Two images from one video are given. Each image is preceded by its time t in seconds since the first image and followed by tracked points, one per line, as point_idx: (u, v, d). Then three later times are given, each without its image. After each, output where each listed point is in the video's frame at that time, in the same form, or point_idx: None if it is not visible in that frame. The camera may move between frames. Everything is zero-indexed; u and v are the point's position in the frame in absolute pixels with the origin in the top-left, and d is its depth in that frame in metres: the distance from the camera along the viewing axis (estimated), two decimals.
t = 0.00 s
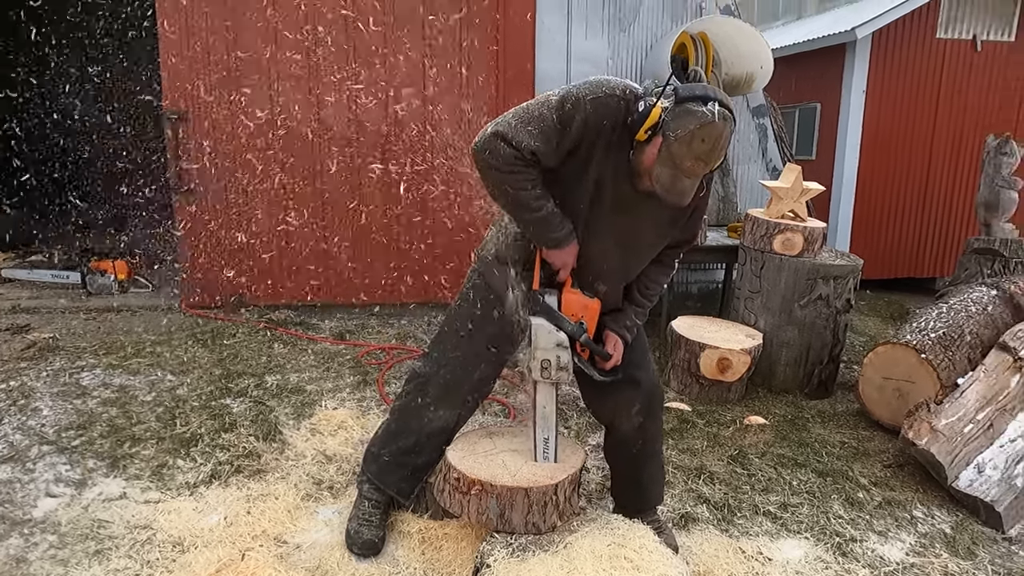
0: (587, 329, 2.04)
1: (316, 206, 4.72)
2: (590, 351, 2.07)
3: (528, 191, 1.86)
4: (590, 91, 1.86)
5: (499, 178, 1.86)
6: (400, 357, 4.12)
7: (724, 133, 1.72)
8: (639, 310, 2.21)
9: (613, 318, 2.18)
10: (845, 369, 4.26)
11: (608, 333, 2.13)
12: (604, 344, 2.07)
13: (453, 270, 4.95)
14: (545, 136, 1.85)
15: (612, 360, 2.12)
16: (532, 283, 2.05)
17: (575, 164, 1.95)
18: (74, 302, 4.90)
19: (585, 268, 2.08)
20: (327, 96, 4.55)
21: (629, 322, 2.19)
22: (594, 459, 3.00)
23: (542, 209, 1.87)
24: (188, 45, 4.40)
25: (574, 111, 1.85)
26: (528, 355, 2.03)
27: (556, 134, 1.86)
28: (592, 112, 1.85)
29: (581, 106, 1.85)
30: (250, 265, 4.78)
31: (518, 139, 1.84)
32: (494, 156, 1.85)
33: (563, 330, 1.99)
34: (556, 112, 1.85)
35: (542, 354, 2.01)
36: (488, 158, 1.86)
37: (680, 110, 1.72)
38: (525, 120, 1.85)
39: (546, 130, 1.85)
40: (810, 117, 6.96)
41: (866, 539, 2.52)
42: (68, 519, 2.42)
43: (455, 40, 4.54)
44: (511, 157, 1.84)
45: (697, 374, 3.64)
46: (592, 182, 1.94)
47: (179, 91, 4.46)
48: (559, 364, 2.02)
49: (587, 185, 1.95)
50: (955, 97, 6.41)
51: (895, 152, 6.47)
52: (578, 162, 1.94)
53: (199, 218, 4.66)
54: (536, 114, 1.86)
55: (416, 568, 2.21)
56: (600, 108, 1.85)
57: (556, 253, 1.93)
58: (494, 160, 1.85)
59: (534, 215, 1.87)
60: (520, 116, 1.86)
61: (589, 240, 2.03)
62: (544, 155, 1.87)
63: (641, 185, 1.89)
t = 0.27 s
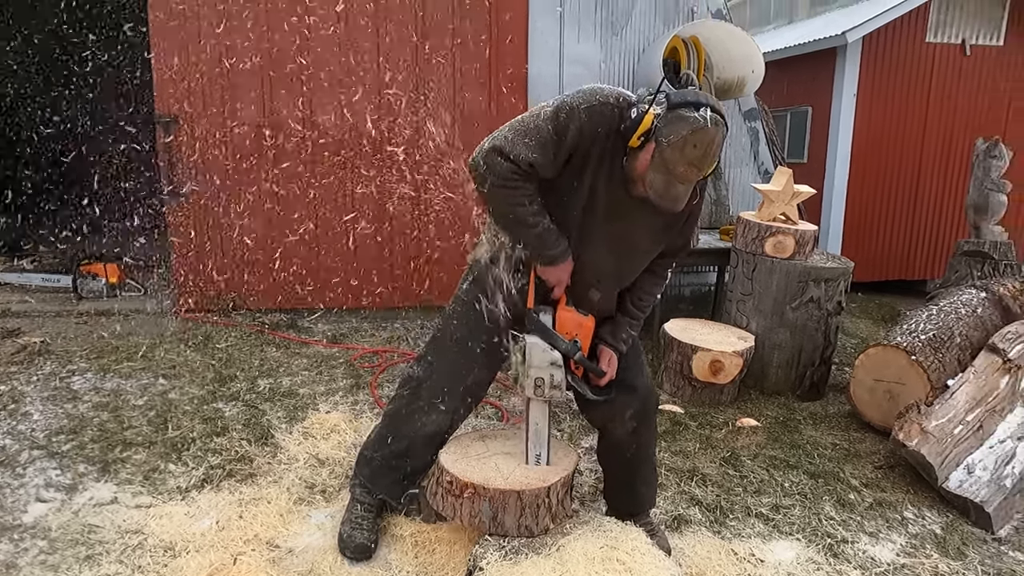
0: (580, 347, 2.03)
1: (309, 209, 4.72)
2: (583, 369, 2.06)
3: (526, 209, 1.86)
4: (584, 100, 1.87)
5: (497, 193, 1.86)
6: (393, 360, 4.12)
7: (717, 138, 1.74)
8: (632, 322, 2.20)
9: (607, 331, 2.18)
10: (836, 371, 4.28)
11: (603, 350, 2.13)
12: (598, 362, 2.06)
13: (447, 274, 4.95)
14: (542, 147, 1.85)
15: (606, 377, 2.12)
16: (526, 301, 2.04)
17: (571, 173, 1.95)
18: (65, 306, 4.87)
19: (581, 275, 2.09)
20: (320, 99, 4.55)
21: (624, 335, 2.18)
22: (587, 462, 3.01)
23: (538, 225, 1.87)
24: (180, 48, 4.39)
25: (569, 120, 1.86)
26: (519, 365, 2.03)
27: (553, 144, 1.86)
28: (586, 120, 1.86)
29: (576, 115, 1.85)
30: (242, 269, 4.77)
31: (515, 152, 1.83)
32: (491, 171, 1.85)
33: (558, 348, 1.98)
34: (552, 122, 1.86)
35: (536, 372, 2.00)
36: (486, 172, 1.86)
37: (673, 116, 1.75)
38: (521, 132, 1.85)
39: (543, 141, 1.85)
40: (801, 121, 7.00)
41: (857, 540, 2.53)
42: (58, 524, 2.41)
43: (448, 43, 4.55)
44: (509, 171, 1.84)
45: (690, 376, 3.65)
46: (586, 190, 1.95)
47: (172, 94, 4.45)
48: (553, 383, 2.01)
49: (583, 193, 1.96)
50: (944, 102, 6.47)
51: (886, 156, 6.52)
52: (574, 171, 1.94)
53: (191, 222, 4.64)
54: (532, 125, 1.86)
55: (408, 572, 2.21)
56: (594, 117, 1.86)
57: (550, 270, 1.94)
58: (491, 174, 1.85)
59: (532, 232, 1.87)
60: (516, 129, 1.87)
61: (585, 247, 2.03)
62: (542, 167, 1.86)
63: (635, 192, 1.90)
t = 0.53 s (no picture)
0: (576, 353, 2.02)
1: (304, 210, 4.72)
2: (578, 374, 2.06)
3: (519, 218, 1.86)
4: (577, 110, 1.87)
5: (491, 205, 1.86)
6: (389, 361, 4.12)
7: (706, 154, 1.74)
8: (627, 328, 2.19)
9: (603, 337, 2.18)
10: (831, 372, 4.29)
11: (598, 355, 2.14)
12: (593, 368, 2.06)
13: (443, 276, 4.96)
14: (535, 158, 1.85)
15: (602, 383, 2.12)
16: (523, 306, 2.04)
17: (565, 181, 1.95)
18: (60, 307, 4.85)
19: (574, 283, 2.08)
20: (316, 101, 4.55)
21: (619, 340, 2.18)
22: (583, 462, 3.01)
23: (532, 235, 1.87)
24: (176, 49, 4.39)
25: (562, 131, 1.86)
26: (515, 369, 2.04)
27: (546, 154, 1.86)
28: (579, 130, 1.87)
29: (569, 125, 1.86)
30: (237, 270, 4.76)
31: (509, 163, 1.83)
32: (486, 182, 1.85)
33: (552, 355, 1.98)
34: (545, 132, 1.86)
35: (532, 378, 2.01)
36: (480, 183, 1.86)
37: (663, 130, 1.75)
38: (515, 142, 1.85)
39: (536, 152, 1.85)
40: (796, 122, 7.02)
41: (852, 540, 2.54)
42: (53, 526, 2.40)
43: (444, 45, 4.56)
44: (503, 182, 1.84)
45: (685, 377, 3.66)
46: (579, 198, 1.95)
47: (167, 95, 4.45)
48: (548, 388, 2.02)
49: (576, 202, 1.96)
50: (938, 104, 6.50)
51: (881, 158, 6.54)
52: (568, 180, 1.95)
53: (186, 223, 4.64)
54: (526, 136, 1.86)
55: (404, 573, 2.21)
56: (587, 128, 1.87)
57: (546, 278, 1.93)
58: (486, 186, 1.86)
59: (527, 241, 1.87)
60: (510, 139, 1.87)
61: (578, 257, 2.02)
62: (536, 177, 1.87)
63: (627, 203, 1.90)
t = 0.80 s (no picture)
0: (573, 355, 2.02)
1: (302, 210, 4.71)
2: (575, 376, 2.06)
3: (517, 219, 1.86)
4: (574, 110, 1.87)
5: (488, 207, 1.86)
6: (388, 362, 4.12)
7: (701, 153, 1.74)
8: (625, 329, 2.19)
9: (602, 338, 2.18)
10: (829, 372, 4.30)
11: (596, 356, 2.13)
12: (590, 370, 2.06)
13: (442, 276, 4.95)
14: (531, 158, 1.85)
15: (599, 385, 2.12)
16: (520, 308, 2.05)
17: (562, 181, 1.96)
18: (58, 307, 4.84)
19: (572, 282, 2.08)
20: (313, 101, 4.54)
21: (617, 340, 2.18)
22: (581, 463, 3.01)
23: (530, 236, 1.87)
24: (173, 50, 4.38)
25: (558, 131, 1.86)
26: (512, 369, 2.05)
27: (543, 155, 1.86)
28: (575, 130, 1.87)
29: (565, 125, 1.86)
30: (235, 271, 4.76)
31: (505, 164, 1.83)
32: (482, 183, 1.85)
33: (549, 355, 1.98)
34: (541, 133, 1.87)
35: (528, 378, 2.01)
36: (477, 184, 1.86)
37: (658, 130, 1.75)
38: (512, 143, 1.86)
39: (532, 152, 1.85)
40: (794, 123, 7.03)
41: (849, 540, 2.55)
42: (50, 527, 2.40)
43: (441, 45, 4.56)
44: (500, 184, 1.84)
45: (683, 377, 3.66)
46: (576, 198, 1.95)
47: (165, 95, 4.44)
48: (545, 389, 2.02)
49: (573, 202, 1.96)
50: (936, 104, 6.51)
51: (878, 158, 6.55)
52: (565, 180, 1.95)
53: (184, 223, 4.64)
54: (522, 137, 1.86)
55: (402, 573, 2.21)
56: (583, 128, 1.87)
57: (543, 279, 1.93)
58: (483, 187, 1.85)
59: (525, 243, 1.87)
60: (506, 140, 1.87)
61: (576, 256, 2.03)
62: (532, 178, 1.87)
63: (624, 202, 1.90)
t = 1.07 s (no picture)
0: (571, 358, 2.03)
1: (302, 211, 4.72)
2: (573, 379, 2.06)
3: (516, 222, 1.86)
4: (572, 111, 1.87)
5: (488, 209, 1.86)
6: (388, 362, 4.12)
7: (701, 151, 1.73)
8: (624, 329, 2.19)
9: (602, 340, 2.18)
10: (828, 372, 4.30)
11: (593, 359, 2.14)
12: (588, 372, 2.06)
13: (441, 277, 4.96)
14: (531, 159, 1.85)
15: (598, 387, 2.13)
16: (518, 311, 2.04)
17: (561, 182, 1.95)
18: (57, 308, 4.84)
19: (571, 283, 2.08)
20: (313, 102, 4.55)
21: (616, 341, 2.18)
22: (580, 463, 3.01)
23: (529, 238, 1.87)
24: (173, 51, 4.38)
25: (557, 131, 1.86)
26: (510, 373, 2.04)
27: (542, 155, 1.86)
28: (575, 131, 1.86)
29: (564, 126, 1.86)
30: (236, 272, 4.76)
31: (504, 165, 1.83)
32: (482, 185, 1.84)
33: (547, 359, 1.98)
34: (540, 133, 1.86)
35: (527, 381, 1.99)
36: (476, 186, 1.85)
37: (658, 129, 1.75)
38: (510, 144, 1.85)
39: (531, 153, 1.85)
40: (794, 124, 7.03)
41: (849, 540, 2.54)
42: (49, 528, 2.39)
43: (441, 45, 4.56)
44: (499, 185, 1.83)
45: (683, 378, 3.66)
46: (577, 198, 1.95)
47: (165, 95, 4.44)
48: (543, 393, 2.01)
49: (572, 203, 1.96)
50: (935, 105, 6.52)
51: (877, 158, 6.56)
52: (564, 180, 1.95)
53: (183, 224, 4.63)
54: (521, 137, 1.86)
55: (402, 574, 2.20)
56: (581, 129, 1.86)
57: (542, 281, 1.93)
58: (482, 190, 1.85)
59: (524, 245, 1.87)
60: (505, 141, 1.86)
61: (575, 257, 2.02)
62: (532, 178, 1.86)
63: (624, 202, 1.90)
